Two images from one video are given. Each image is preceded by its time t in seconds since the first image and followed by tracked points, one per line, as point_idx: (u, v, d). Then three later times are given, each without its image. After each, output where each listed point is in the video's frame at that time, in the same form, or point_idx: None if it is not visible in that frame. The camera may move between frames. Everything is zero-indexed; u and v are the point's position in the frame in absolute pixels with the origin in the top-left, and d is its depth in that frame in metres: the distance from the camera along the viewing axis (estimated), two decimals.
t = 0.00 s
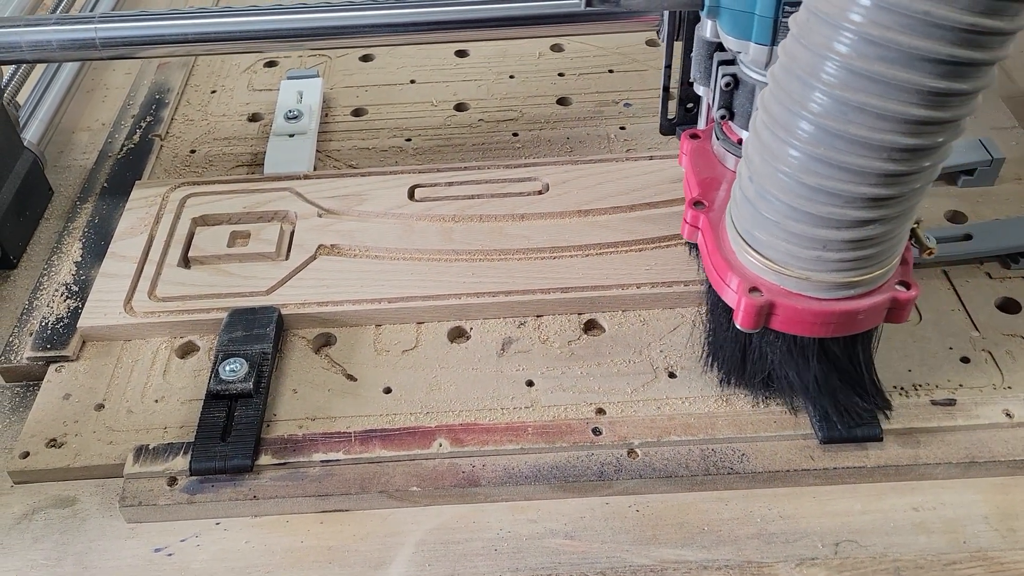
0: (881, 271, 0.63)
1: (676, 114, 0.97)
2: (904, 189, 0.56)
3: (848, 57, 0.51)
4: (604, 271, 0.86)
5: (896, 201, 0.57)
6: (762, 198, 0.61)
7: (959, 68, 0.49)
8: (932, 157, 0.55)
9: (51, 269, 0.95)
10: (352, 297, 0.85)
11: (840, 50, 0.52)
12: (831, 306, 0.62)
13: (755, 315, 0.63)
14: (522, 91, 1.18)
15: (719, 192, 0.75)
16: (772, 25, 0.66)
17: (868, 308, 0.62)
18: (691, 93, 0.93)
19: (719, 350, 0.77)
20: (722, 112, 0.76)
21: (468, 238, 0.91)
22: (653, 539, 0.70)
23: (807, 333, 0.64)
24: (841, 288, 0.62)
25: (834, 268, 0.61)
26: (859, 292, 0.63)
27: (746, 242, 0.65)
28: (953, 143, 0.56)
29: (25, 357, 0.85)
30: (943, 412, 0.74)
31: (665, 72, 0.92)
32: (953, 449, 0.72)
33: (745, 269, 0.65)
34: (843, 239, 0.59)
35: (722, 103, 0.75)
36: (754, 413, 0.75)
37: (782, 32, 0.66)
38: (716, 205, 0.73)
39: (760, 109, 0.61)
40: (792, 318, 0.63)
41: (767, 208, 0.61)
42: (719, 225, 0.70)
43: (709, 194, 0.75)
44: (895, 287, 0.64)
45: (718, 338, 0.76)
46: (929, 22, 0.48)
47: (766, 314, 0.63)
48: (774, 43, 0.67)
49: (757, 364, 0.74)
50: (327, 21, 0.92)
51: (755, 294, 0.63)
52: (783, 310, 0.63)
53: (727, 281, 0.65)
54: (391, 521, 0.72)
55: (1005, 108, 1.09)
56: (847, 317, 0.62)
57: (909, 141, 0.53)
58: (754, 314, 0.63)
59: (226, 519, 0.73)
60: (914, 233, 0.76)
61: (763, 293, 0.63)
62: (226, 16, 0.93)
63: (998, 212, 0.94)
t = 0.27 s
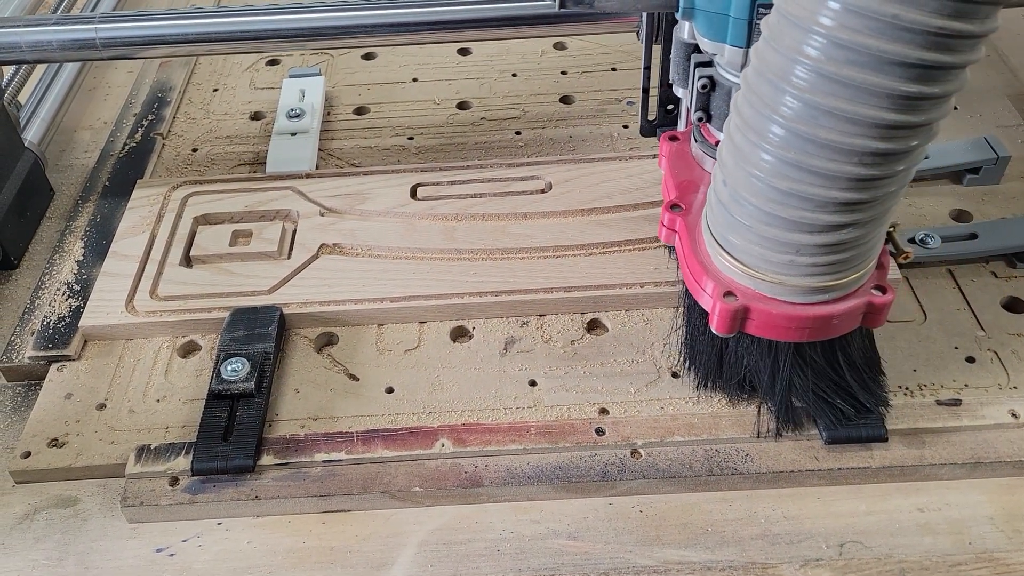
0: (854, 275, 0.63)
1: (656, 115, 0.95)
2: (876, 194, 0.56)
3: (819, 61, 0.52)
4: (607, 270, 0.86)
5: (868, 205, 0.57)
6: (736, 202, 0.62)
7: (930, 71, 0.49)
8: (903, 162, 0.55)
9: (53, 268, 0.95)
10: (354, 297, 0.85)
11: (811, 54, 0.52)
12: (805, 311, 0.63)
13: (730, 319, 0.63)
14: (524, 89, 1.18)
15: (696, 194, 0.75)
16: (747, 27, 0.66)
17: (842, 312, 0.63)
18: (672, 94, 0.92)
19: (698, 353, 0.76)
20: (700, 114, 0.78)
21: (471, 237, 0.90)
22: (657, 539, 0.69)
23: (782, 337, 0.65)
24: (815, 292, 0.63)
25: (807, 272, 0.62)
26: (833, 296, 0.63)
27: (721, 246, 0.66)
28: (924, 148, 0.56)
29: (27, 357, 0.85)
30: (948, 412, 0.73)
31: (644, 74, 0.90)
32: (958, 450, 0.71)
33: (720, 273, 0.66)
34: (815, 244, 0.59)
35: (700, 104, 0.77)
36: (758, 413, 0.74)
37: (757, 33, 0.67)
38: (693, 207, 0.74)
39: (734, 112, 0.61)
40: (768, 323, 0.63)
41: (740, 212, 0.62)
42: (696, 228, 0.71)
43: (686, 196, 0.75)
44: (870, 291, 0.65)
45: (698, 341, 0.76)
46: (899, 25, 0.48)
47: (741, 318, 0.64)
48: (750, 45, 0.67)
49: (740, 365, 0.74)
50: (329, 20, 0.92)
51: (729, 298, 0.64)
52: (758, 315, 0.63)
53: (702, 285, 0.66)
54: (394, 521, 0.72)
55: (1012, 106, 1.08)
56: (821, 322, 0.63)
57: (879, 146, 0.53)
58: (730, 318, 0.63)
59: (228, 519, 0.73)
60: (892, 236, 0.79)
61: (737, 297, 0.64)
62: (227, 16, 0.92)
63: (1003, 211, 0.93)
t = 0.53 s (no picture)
0: (848, 265, 0.64)
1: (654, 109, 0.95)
2: (869, 184, 0.57)
3: (812, 52, 0.52)
4: (608, 270, 0.86)
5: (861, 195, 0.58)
6: (731, 192, 0.63)
7: (922, 62, 0.50)
8: (896, 152, 0.56)
9: (53, 268, 0.95)
10: (354, 297, 0.85)
11: (805, 45, 0.52)
12: (799, 301, 0.63)
13: (725, 310, 0.64)
14: (526, 88, 1.18)
15: (693, 186, 0.76)
16: (743, 20, 0.67)
17: (836, 303, 0.64)
18: (669, 88, 0.91)
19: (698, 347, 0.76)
20: (694, 107, 0.79)
21: (472, 237, 0.90)
22: (658, 541, 0.69)
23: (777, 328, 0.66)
24: (809, 282, 0.64)
25: (801, 262, 0.62)
26: (828, 286, 0.64)
27: (717, 237, 0.66)
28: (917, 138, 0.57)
29: (27, 357, 0.85)
30: (950, 414, 0.73)
31: (642, 67, 0.89)
32: (961, 451, 0.71)
33: (716, 264, 0.66)
34: (809, 234, 0.60)
35: (696, 97, 0.78)
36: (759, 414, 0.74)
37: (751, 26, 0.67)
38: (690, 198, 0.74)
39: (729, 103, 0.62)
40: (763, 314, 0.64)
41: (735, 202, 0.62)
42: (692, 220, 0.72)
43: (683, 188, 0.76)
44: (865, 282, 0.65)
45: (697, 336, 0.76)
46: (892, 16, 0.48)
47: (737, 309, 0.65)
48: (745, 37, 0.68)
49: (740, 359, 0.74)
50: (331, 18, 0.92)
51: (725, 288, 0.64)
52: (753, 306, 0.64)
53: (699, 276, 0.66)
54: (394, 522, 0.72)
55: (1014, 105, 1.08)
56: (815, 312, 0.64)
57: (872, 136, 0.54)
58: (725, 309, 0.64)
59: (228, 520, 0.73)
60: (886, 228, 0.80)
61: (732, 287, 0.64)
62: (229, 12, 0.92)
63: (1006, 210, 0.93)
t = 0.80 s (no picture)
0: (848, 262, 0.64)
1: (654, 107, 0.95)
2: (868, 181, 0.57)
3: (812, 49, 0.52)
4: (611, 271, 0.86)
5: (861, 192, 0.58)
6: (731, 190, 0.62)
7: (921, 59, 0.50)
8: (896, 148, 0.56)
9: (56, 267, 0.95)
10: (357, 298, 0.85)
11: (804, 42, 0.52)
12: (799, 298, 0.63)
13: (725, 307, 0.64)
14: (528, 88, 1.17)
15: (694, 183, 0.76)
16: (743, 17, 0.67)
17: (836, 299, 0.64)
18: (670, 86, 0.92)
19: (697, 344, 0.77)
20: (695, 104, 0.79)
21: (475, 237, 0.90)
22: (661, 542, 0.69)
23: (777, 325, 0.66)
24: (809, 279, 0.64)
25: (801, 259, 0.62)
26: (828, 283, 0.64)
27: (717, 234, 0.66)
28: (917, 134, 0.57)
29: (30, 358, 0.85)
30: (955, 415, 0.73)
31: (643, 64, 0.91)
32: (965, 453, 0.71)
33: (716, 262, 0.66)
34: (808, 231, 0.60)
35: (696, 95, 0.78)
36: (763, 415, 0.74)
37: (752, 23, 0.67)
38: (690, 195, 0.74)
39: (729, 100, 0.62)
40: (762, 311, 0.64)
41: (735, 199, 0.62)
42: (692, 217, 0.72)
43: (684, 185, 0.76)
44: (865, 279, 0.65)
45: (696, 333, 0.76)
46: (892, 13, 0.48)
47: (737, 306, 0.65)
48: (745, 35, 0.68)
49: (740, 356, 0.74)
50: (334, 17, 0.92)
51: (724, 286, 0.64)
52: (753, 303, 0.64)
53: (699, 274, 0.66)
54: (397, 523, 0.72)
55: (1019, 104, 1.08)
56: (815, 309, 0.64)
57: (872, 133, 0.53)
58: (724, 306, 0.64)
59: (231, 521, 0.73)
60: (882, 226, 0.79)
61: (733, 285, 0.64)
62: (232, 11, 0.92)
63: (1011, 211, 0.92)
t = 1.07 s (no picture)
0: (845, 261, 0.64)
1: (654, 107, 0.97)
2: (865, 180, 0.57)
3: (809, 48, 0.52)
4: (615, 270, 0.86)
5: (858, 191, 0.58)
6: (728, 189, 0.62)
7: (919, 58, 0.50)
8: (893, 147, 0.56)
9: (62, 266, 0.95)
10: (362, 296, 0.85)
11: (802, 41, 0.52)
12: (797, 297, 0.63)
13: (723, 306, 0.64)
14: (533, 87, 1.17)
15: (692, 183, 0.76)
16: (741, 16, 0.66)
17: (833, 299, 0.64)
18: (668, 86, 0.93)
19: (696, 341, 0.77)
20: (694, 105, 0.79)
21: (479, 236, 0.90)
22: (666, 541, 0.69)
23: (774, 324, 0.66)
24: (806, 278, 0.63)
25: (799, 259, 0.62)
26: (825, 283, 0.64)
27: (714, 234, 0.66)
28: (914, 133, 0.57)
29: (36, 356, 0.85)
30: (959, 414, 0.73)
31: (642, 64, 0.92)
32: (970, 452, 0.71)
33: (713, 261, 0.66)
34: (806, 230, 0.60)
35: (694, 95, 0.78)
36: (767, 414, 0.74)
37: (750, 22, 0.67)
38: (688, 195, 0.75)
39: (726, 100, 0.62)
40: (760, 310, 0.64)
41: (732, 199, 0.62)
42: (689, 216, 0.72)
43: (681, 185, 0.76)
44: (862, 279, 0.66)
45: (694, 330, 0.76)
46: (888, 11, 0.48)
47: (734, 305, 0.65)
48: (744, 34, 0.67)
49: (738, 354, 0.74)
50: (339, 15, 0.92)
51: (722, 285, 0.64)
52: (751, 302, 0.64)
53: (696, 273, 0.66)
54: (401, 522, 0.72)
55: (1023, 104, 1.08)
56: (812, 308, 0.64)
57: (869, 132, 0.53)
58: (722, 305, 0.64)
59: (236, 519, 0.73)
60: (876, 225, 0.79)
61: (730, 284, 0.64)
62: (237, 9, 0.92)
63: (1015, 210, 0.92)
